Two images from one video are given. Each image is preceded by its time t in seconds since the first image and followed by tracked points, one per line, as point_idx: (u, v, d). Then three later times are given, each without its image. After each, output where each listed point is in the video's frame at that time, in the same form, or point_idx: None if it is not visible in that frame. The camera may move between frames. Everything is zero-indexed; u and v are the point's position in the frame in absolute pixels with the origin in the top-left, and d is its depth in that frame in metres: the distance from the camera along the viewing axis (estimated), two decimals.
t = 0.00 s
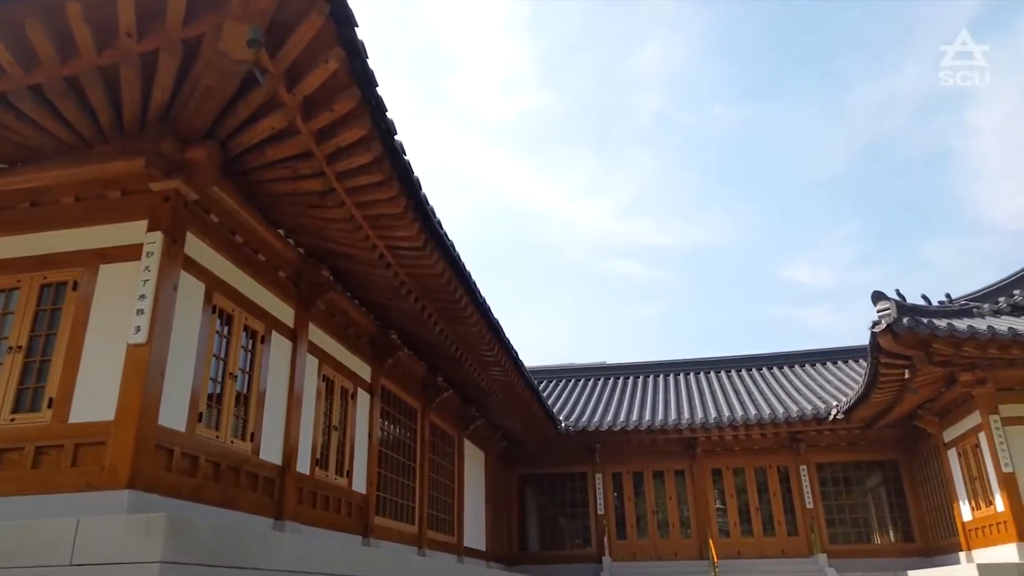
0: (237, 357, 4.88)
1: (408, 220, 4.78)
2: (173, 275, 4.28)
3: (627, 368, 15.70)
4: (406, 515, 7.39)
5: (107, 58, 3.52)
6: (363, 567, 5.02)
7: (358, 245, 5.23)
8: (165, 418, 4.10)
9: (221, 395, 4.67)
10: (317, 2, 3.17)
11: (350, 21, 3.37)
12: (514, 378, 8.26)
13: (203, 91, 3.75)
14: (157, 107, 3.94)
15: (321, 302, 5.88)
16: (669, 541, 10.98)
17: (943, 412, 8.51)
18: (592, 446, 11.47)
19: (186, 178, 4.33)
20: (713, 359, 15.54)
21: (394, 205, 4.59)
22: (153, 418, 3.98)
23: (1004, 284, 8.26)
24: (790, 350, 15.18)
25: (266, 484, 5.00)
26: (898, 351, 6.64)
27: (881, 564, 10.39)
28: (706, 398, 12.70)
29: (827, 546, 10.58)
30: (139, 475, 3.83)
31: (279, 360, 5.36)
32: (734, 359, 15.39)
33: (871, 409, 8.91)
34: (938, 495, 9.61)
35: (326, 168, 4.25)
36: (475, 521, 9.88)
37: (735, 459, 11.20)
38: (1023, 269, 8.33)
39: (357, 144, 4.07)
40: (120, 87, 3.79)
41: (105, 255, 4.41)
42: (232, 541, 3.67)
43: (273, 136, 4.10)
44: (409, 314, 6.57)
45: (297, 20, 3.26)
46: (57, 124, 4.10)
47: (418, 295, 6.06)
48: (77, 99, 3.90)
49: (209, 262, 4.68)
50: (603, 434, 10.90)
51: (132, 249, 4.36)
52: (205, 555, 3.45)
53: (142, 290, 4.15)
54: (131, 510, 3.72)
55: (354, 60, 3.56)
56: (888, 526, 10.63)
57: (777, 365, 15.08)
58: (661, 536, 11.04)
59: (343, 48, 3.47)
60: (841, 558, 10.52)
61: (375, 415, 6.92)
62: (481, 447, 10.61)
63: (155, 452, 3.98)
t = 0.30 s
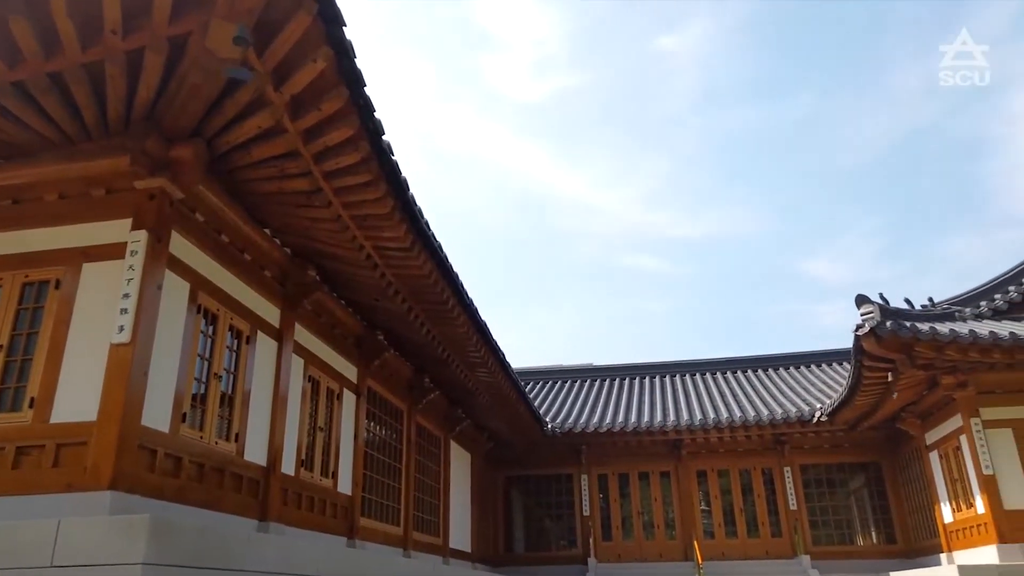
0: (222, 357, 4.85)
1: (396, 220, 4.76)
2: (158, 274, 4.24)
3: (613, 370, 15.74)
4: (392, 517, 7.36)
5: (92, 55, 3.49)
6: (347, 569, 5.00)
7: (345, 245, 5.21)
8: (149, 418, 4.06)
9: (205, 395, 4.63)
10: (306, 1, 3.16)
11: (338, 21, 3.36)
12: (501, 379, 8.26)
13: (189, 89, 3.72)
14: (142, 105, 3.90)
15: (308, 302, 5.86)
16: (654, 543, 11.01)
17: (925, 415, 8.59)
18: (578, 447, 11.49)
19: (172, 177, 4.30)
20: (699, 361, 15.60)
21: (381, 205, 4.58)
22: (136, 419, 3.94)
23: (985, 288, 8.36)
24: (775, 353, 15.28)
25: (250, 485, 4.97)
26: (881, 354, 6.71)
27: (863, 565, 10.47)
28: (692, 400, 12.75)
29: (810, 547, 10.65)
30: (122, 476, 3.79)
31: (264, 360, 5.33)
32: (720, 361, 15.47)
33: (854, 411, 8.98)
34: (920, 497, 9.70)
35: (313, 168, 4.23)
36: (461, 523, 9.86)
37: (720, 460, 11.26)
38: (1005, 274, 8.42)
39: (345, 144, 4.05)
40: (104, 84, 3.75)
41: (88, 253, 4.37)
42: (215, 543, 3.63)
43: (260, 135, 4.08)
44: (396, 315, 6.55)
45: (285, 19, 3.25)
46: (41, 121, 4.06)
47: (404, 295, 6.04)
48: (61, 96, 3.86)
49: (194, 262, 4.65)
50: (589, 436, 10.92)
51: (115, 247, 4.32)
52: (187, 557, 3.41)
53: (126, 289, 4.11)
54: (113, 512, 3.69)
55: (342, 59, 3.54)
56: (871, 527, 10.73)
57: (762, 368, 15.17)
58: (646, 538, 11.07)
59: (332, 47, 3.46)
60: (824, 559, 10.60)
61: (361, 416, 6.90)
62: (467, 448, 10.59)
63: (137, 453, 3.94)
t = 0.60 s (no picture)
0: (206, 357, 4.81)
1: (382, 220, 4.75)
2: (142, 272, 4.20)
3: (600, 372, 15.78)
4: (377, 518, 7.34)
5: (77, 51, 3.46)
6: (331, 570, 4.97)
7: (332, 245, 5.19)
8: (131, 418, 4.02)
9: (189, 395, 4.60)
10: None
11: (326, 20, 3.34)
12: (487, 380, 8.26)
13: (175, 87, 3.70)
14: (127, 103, 3.87)
15: (294, 302, 5.83)
16: (639, 544, 11.03)
17: (907, 417, 8.68)
18: (564, 449, 11.50)
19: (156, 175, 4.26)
20: (685, 363, 15.68)
21: (368, 206, 4.57)
22: (119, 418, 3.90)
23: (967, 293, 8.46)
24: (760, 355, 15.38)
25: (234, 486, 4.94)
26: (864, 357, 6.77)
27: (846, 567, 10.56)
28: (677, 402, 12.81)
29: (793, 549, 10.72)
30: (104, 476, 3.75)
31: (249, 360, 5.29)
32: (706, 364, 15.55)
33: (837, 414, 9.06)
34: (901, 499, 9.79)
35: (299, 167, 4.21)
36: (446, 524, 9.84)
37: (704, 462, 11.31)
38: (987, 278, 8.52)
39: (332, 144, 4.04)
40: (89, 81, 3.72)
41: (71, 251, 4.33)
42: (198, 543, 3.61)
43: (246, 133, 4.06)
44: (382, 315, 6.53)
45: (272, 16, 3.23)
46: (23, 118, 4.01)
47: (391, 296, 6.02)
48: (45, 92, 3.82)
49: (178, 260, 4.62)
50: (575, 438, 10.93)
51: (99, 246, 4.28)
52: (169, 558, 3.38)
53: (109, 287, 4.07)
54: (94, 513, 3.65)
55: (330, 59, 3.53)
56: (853, 529, 10.82)
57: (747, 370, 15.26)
58: (631, 539, 11.10)
59: (319, 46, 3.44)
60: (806, 560, 10.67)
61: (346, 416, 6.87)
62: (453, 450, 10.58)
63: (119, 454, 3.90)
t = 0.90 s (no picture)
0: (191, 357, 4.78)
1: (371, 220, 4.74)
2: (126, 271, 4.17)
3: (587, 373, 15.81)
4: (362, 519, 7.31)
5: (62, 48, 3.43)
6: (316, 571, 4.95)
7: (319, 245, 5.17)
8: (114, 419, 3.98)
9: (173, 395, 4.56)
10: None
11: (315, 19, 3.33)
12: (474, 381, 8.25)
13: (161, 85, 3.67)
14: (112, 100, 3.84)
15: (280, 302, 5.80)
16: (624, 546, 11.06)
17: (890, 420, 8.76)
18: (550, 450, 11.51)
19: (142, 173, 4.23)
20: (671, 365, 15.74)
21: (356, 205, 4.55)
22: (102, 418, 3.86)
23: (949, 297, 8.55)
24: (746, 357, 15.47)
25: (219, 487, 4.90)
26: (848, 360, 6.83)
27: (829, 568, 10.64)
28: (664, 403, 12.86)
29: (777, 550, 10.80)
30: (86, 476, 3.72)
31: (234, 360, 5.26)
32: (692, 365, 15.61)
33: (821, 416, 9.13)
34: (884, 501, 9.88)
35: (287, 166, 4.19)
36: (432, 525, 9.82)
37: (690, 464, 11.36)
38: (969, 282, 8.62)
39: (320, 143, 4.02)
40: (74, 77, 3.69)
41: (55, 249, 4.29)
42: (181, 545, 3.58)
43: (234, 132, 4.04)
44: (369, 316, 6.51)
45: (261, 15, 3.22)
46: (7, 114, 3.97)
47: (378, 296, 6.01)
48: (29, 88, 3.78)
49: (163, 259, 4.58)
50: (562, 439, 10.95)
51: (83, 244, 4.24)
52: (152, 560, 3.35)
53: (93, 286, 4.03)
54: (76, 514, 3.61)
55: (319, 59, 3.51)
56: (836, 530, 10.91)
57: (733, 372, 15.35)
58: (617, 540, 11.12)
59: (308, 45, 3.43)
60: (790, 562, 10.74)
61: (333, 417, 6.85)
62: (439, 451, 10.56)
63: (102, 454, 3.87)
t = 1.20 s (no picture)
0: (175, 356, 4.74)
1: (358, 220, 4.72)
2: (110, 269, 4.13)
3: (573, 374, 15.83)
4: (347, 520, 7.29)
5: (46, 43, 3.40)
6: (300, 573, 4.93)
7: (305, 245, 5.15)
8: (97, 418, 3.95)
9: (157, 395, 4.52)
10: None
11: (303, 17, 3.31)
12: (461, 382, 8.24)
13: (147, 82, 3.64)
14: (97, 97, 3.80)
15: (266, 301, 5.76)
16: (610, 547, 11.09)
17: (873, 422, 8.83)
18: (536, 451, 11.52)
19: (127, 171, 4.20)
20: (658, 366, 15.80)
21: (343, 205, 4.54)
22: (85, 417, 3.83)
23: (931, 300, 8.64)
24: (732, 359, 15.55)
25: (202, 487, 4.87)
26: (832, 362, 6.89)
27: (812, 568, 10.72)
28: (650, 404, 12.90)
29: (761, 551, 10.87)
30: (67, 476, 3.68)
31: (219, 359, 5.23)
32: (678, 367, 15.68)
33: (805, 418, 9.20)
34: (867, 502, 9.97)
35: (273, 165, 4.17)
36: (417, 526, 9.80)
37: (676, 465, 11.40)
38: (952, 286, 8.71)
39: (307, 142, 4.00)
40: (58, 73, 3.65)
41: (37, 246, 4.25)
42: (165, 545, 3.55)
43: (219, 130, 4.01)
44: (355, 315, 6.49)
45: (248, 13, 3.20)
46: None
47: (365, 296, 5.99)
48: (11, 84, 3.74)
49: (148, 257, 4.54)
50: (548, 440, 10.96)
51: (66, 242, 4.20)
52: (135, 561, 3.32)
53: (76, 284, 3.99)
54: (57, 514, 3.58)
55: (306, 57, 3.50)
56: (819, 531, 11.00)
57: (719, 374, 15.43)
58: (602, 541, 11.15)
59: (295, 43, 3.41)
60: (774, 562, 10.81)
61: (318, 417, 6.82)
62: (425, 451, 10.54)
63: (84, 454, 3.83)
